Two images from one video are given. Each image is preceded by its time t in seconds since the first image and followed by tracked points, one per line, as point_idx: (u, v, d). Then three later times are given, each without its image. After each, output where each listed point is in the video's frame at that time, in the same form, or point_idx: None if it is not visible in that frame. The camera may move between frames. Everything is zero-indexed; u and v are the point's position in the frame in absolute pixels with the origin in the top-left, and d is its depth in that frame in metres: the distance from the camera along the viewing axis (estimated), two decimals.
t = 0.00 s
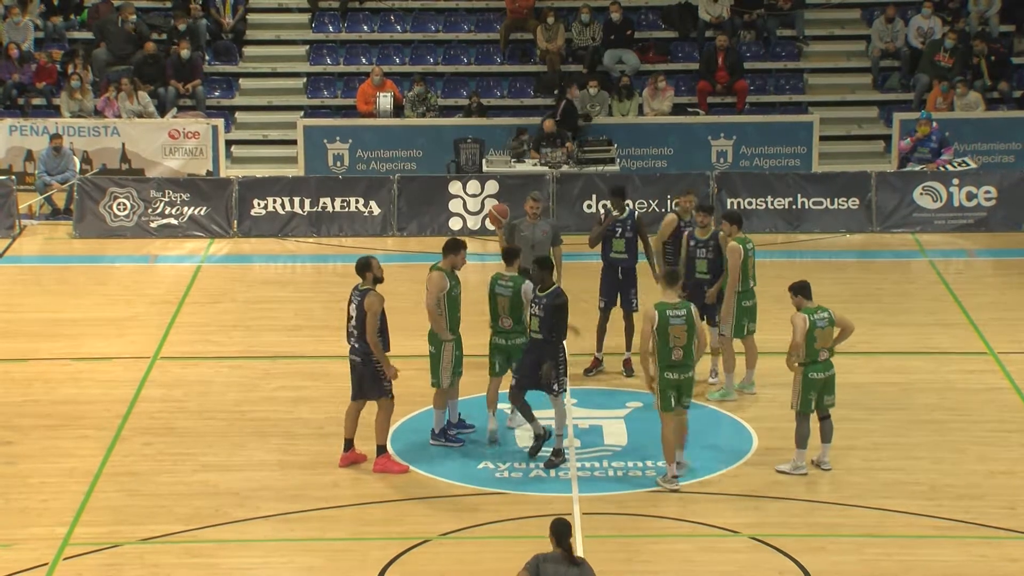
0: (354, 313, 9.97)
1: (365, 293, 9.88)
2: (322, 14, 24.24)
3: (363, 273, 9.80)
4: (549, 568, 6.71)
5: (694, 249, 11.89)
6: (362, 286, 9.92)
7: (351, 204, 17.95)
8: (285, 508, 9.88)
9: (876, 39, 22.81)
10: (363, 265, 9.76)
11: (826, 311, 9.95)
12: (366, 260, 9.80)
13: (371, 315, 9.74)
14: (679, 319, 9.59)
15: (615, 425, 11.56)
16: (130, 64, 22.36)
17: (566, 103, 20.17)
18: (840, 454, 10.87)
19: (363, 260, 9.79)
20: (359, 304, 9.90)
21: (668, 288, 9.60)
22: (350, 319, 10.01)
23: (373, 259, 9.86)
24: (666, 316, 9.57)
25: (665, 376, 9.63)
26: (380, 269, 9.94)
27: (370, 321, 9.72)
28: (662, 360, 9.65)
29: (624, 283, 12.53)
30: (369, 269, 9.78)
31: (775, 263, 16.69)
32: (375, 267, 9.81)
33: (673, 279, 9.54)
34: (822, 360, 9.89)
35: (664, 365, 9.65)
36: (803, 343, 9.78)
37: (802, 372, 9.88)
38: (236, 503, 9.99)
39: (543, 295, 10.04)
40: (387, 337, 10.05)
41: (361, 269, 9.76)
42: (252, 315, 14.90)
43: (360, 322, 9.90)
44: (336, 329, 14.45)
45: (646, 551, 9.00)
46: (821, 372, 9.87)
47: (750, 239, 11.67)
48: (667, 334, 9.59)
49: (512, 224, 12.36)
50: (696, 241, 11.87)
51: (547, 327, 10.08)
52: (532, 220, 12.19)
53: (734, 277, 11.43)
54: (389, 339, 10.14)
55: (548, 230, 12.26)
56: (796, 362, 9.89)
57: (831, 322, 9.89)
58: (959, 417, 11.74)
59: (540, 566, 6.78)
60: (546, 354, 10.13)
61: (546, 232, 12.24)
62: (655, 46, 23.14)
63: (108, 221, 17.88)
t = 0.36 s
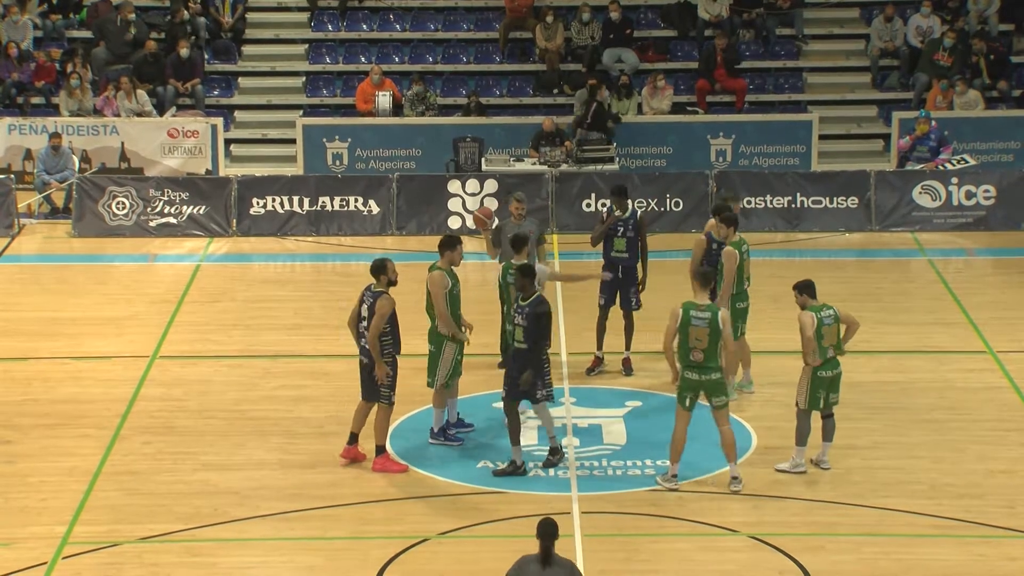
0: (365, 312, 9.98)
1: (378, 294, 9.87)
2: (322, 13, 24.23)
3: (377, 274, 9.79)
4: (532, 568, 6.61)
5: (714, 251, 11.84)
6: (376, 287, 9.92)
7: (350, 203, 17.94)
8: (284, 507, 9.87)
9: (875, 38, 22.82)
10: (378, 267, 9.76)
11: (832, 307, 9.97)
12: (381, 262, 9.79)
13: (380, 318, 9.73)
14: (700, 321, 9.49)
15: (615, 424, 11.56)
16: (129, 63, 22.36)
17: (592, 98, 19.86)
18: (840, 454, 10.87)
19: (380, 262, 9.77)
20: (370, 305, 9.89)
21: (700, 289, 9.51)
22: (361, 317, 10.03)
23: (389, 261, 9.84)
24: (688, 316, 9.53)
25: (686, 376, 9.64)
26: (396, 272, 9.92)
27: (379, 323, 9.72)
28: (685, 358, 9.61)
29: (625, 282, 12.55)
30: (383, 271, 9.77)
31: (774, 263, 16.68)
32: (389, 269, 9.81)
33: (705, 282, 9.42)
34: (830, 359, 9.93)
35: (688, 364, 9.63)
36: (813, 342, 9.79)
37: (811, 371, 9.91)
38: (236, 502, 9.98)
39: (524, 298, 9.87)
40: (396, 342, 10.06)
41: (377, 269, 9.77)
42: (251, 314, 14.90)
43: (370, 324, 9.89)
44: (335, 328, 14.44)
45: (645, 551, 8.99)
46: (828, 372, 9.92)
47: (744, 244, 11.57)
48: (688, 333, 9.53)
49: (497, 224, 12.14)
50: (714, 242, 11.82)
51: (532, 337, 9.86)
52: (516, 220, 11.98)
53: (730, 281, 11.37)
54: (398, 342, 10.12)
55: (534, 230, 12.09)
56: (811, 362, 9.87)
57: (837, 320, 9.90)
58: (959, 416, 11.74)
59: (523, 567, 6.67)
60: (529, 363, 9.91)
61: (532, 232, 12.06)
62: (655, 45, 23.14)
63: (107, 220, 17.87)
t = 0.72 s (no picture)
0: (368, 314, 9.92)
1: (382, 297, 9.82)
2: (319, 11, 24.21)
3: (384, 277, 9.85)
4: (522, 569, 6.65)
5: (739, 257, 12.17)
6: (381, 290, 9.90)
7: (348, 201, 17.93)
8: (282, 506, 9.87)
9: (873, 37, 22.84)
10: (385, 270, 9.84)
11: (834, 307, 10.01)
12: (389, 267, 9.87)
13: (380, 321, 9.71)
14: (733, 317, 9.54)
15: (612, 423, 11.57)
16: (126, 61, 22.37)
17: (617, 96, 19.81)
18: (837, 452, 10.89)
19: (387, 265, 9.88)
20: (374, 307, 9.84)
21: (728, 284, 9.55)
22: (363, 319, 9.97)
23: (395, 266, 9.92)
24: (720, 312, 9.54)
25: (711, 375, 9.63)
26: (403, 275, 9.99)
27: (380, 324, 9.71)
28: (712, 356, 9.60)
29: (620, 281, 12.49)
30: (390, 275, 9.84)
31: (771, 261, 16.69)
32: (396, 273, 9.88)
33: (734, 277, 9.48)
34: (831, 358, 9.92)
35: (714, 363, 9.61)
36: (814, 341, 9.81)
37: (811, 369, 9.92)
38: (233, 501, 9.98)
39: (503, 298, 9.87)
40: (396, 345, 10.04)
41: (384, 273, 9.81)
42: (249, 312, 14.89)
43: (371, 324, 9.87)
44: (333, 327, 14.44)
45: (643, 550, 9.00)
46: (829, 370, 9.93)
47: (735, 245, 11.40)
48: (718, 330, 9.55)
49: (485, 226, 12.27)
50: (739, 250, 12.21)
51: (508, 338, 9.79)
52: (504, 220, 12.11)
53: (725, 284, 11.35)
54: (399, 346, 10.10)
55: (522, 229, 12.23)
56: (812, 360, 9.90)
57: (839, 320, 9.96)
58: (955, 415, 11.76)
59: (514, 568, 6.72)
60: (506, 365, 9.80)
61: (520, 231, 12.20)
62: (653, 43, 23.15)
63: (104, 218, 17.83)
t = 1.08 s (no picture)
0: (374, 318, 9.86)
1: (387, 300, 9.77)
2: (315, 10, 24.22)
3: (389, 278, 9.74)
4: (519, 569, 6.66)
5: (767, 252, 12.12)
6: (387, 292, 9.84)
7: (345, 200, 17.92)
8: (279, 505, 9.88)
9: (870, 35, 22.82)
10: (392, 270, 9.72)
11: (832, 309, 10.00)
12: (394, 267, 9.75)
13: (379, 324, 9.65)
14: (744, 322, 9.54)
15: (609, 422, 11.57)
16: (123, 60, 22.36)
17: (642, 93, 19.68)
18: (833, 450, 10.90)
19: (393, 266, 9.75)
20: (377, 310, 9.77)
21: (734, 288, 9.55)
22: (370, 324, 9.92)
23: (402, 266, 9.79)
24: (731, 318, 9.53)
25: (736, 381, 9.53)
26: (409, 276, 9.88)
27: (380, 327, 9.63)
28: (733, 361, 9.55)
29: (606, 281, 12.47)
30: (395, 277, 9.73)
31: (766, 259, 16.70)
32: (402, 274, 9.75)
33: (738, 282, 9.50)
34: (827, 357, 9.93)
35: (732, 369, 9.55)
36: (807, 339, 9.84)
37: (807, 367, 9.93)
38: (230, 499, 9.98)
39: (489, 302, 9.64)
40: (401, 346, 9.94)
41: (389, 274, 9.70)
42: (245, 311, 14.89)
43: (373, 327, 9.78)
44: (329, 325, 14.44)
45: (639, 548, 9.01)
46: (825, 368, 9.94)
47: (730, 245, 11.49)
48: (731, 336, 9.53)
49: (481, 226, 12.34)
50: (768, 243, 12.11)
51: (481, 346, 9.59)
52: (496, 220, 12.16)
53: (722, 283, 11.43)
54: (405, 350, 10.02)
55: (514, 228, 12.30)
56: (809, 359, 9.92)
57: (836, 322, 9.95)
58: (952, 413, 11.78)
59: (510, 568, 6.73)
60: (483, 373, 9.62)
61: (512, 230, 12.29)
62: (649, 41, 23.14)
63: (101, 217, 17.83)
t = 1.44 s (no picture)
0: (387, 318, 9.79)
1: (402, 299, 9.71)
2: (310, 8, 24.19)
3: (402, 275, 9.67)
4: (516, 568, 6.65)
5: (786, 254, 11.96)
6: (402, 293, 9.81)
7: (340, 198, 17.91)
8: (274, 503, 9.87)
9: (864, 34, 22.92)
10: (405, 266, 9.63)
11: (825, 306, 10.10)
12: (407, 264, 9.66)
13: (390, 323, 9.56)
14: (748, 322, 9.56)
15: (605, 419, 11.57)
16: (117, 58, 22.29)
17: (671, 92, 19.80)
18: (829, 447, 10.91)
19: (406, 263, 9.65)
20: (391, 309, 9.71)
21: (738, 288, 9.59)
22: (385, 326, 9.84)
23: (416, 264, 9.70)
24: (736, 317, 9.54)
25: (742, 380, 9.55)
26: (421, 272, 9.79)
27: (392, 326, 9.54)
28: (738, 360, 9.56)
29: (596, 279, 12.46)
30: (408, 273, 9.64)
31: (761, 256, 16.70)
32: (414, 271, 9.69)
33: (747, 281, 9.47)
34: (821, 353, 10.02)
35: (735, 368, 9.55)
36: (798, 335, 9.94)
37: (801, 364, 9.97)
38: (225, 497, 9.97)
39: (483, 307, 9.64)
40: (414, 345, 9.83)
41: (401, 271, 9.63)
42: (240, 309, 14.87)
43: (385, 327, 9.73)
44: (324, 323, 14.42)
45: (635, 546, 9.02)
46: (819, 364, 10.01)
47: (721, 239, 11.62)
48: (735, 335, 9.52)
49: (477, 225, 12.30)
50: (786, 245, 11.93)
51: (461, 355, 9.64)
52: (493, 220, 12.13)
53: (713, 277, 11.58)
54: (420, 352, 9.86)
55: (512, 228, 12.25)
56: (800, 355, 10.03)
57: (828, 319, 10.04)
58: (947, 411, 11.80)
59: (507, 567, 6.72)
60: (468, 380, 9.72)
61: (509, 230, 12.23)
62: (644, 40, 23.15)
63: (96, 215, 17.81)
